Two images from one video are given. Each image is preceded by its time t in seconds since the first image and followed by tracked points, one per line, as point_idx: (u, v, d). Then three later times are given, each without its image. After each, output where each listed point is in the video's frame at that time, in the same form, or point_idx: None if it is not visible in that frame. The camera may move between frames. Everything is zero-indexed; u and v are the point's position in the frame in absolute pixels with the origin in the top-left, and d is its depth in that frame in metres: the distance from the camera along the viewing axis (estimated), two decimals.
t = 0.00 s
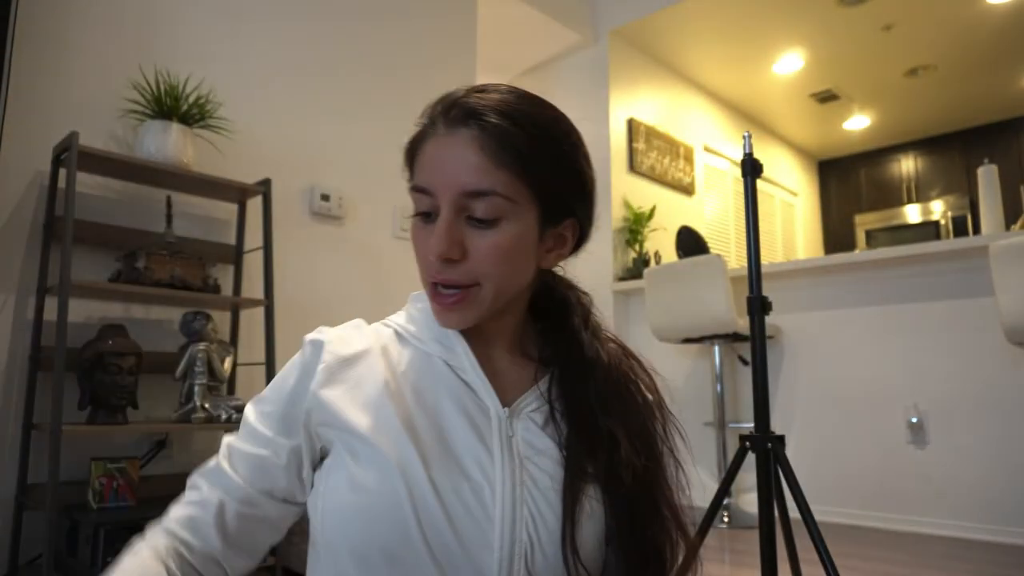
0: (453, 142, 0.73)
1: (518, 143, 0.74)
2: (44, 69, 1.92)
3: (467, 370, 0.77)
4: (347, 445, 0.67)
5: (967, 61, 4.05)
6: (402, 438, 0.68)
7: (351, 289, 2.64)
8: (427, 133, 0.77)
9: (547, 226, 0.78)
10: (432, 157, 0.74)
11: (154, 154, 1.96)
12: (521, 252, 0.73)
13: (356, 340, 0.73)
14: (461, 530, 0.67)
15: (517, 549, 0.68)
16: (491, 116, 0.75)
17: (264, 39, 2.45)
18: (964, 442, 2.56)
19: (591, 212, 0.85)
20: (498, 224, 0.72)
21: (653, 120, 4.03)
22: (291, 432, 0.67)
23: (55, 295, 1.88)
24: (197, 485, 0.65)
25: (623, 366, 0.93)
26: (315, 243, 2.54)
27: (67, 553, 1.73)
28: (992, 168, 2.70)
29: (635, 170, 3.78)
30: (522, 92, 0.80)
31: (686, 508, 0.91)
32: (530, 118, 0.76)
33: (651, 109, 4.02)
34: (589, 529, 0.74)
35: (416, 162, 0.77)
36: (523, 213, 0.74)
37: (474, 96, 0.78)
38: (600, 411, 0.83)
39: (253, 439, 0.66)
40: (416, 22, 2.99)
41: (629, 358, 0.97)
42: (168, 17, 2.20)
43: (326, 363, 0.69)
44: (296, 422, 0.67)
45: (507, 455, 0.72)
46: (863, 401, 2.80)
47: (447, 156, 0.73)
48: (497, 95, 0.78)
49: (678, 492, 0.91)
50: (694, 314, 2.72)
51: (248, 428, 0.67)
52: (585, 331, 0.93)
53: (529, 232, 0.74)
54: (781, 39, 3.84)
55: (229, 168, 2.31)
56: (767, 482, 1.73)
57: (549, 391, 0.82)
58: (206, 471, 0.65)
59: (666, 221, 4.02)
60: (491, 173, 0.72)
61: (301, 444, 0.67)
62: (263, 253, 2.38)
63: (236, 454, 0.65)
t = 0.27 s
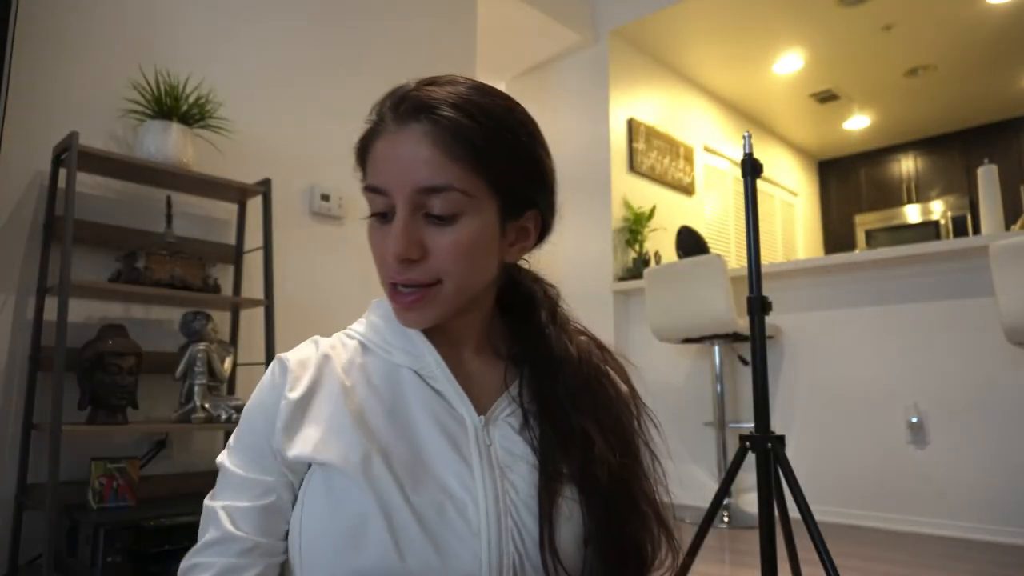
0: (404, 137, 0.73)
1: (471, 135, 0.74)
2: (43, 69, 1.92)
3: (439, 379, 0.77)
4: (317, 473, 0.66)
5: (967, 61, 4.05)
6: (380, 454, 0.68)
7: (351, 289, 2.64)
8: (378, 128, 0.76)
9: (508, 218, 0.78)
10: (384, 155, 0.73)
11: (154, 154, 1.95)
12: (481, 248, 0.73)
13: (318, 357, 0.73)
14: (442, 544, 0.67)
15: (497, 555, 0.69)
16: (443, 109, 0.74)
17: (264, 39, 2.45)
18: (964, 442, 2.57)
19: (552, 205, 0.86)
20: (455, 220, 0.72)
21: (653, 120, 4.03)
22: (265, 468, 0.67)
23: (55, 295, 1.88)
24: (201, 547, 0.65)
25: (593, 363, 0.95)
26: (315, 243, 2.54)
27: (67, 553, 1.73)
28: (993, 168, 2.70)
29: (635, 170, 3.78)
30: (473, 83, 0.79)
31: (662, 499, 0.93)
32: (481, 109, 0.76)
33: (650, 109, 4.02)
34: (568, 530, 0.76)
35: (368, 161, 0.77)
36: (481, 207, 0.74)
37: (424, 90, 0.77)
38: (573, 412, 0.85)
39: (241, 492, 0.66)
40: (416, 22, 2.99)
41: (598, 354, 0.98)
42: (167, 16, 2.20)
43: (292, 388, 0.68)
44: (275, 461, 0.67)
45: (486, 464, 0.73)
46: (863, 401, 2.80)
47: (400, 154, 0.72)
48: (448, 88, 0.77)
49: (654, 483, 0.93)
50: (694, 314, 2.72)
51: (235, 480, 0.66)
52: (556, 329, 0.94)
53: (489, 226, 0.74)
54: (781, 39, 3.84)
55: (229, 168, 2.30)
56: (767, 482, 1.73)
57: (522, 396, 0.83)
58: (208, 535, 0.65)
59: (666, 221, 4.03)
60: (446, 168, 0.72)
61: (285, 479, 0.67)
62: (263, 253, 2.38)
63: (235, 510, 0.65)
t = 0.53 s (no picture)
0: (382, 132, 0.72)
1: (450, 128, 0.73)
2: (43, 69, 1.92)
3: (431, 388, 0.77)
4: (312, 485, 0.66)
5: (967, 61, 4.04)
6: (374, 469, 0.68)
7: (350, 289, 2.63)
8: (355, 123, 0.76)
9: (495, 211, 0.78)
10: (361, 151, 0.73)
11: (154, 154, 1.96)
12: (467, 246, 0.73)
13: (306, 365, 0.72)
14: (441, 558, 0.67)
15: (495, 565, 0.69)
16: (422, 102, 0.74)
17: (264, 39, 2.45)
18: (964, 443, 2.56)
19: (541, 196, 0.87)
20: (438, 218, 0.72)
21: (653, 120, 4.03)
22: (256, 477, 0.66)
23: (55, 295, 1.88)
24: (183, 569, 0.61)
25: (583, 363, 0.95)
26: (315, 243, 2.54)
27: (66, 553, 1.73)
28: (993, 168, 2.70)
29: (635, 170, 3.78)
30: (451, 72, 0.79)
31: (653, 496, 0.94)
32: (460, 100, 0.76)
33: (651, 109, 4.02)
34: (561, 539, 0.76)
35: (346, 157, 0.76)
36: (466, 203, 0.74)
37: (402, 82, 0.76)
38: (566, 417, 0.85)
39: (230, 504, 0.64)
40: (416, 22, 2.99)
41: (587, 353, 0.99)
42: (167, 17, 2.20)
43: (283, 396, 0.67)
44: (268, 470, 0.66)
45: (483, 477, 0.73)
46: (863, 401, 2.80)
47: (379, 149, 0.72)
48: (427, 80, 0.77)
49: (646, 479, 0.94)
50: (694, 314, 2.72)
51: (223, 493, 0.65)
52: (546, 331, 0.94)
53: (473, 222, 0.74)
54: (781, 39, 3.84)
55: (229, 168, 2.30)
56: (767, 481, 1.73)
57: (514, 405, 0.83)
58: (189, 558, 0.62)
59: (666, 221, 4.03)
60: (426, 164, 0.71)
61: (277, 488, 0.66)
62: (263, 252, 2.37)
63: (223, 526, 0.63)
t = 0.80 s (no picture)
0: (409, 132, 0.71)
1: (479, 129, 0.73)
2: (43, 69, 1.92)
3: (435, 390, 0.77)
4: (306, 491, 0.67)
5: (967, 61, 4.04)
6: (373, 476, 0.68)
7: (350, 289, 2.64)
8: (377, 121, 0.75)
9: (517, 213, 0.78)
10: (385, 150, 0.72)
11: (154, 154, 1.96)
12: (492, 249, 0.73)
13: (308, 368, 0.72)
14: (439, 566, 0.67)
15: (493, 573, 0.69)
16: (451, 103, 0.73)
17: (264, 39, 2.45)
18: (963, 442, 2.56)
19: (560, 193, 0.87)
20: (465, 221, 0.72)
21: (653, 120, 4.03)
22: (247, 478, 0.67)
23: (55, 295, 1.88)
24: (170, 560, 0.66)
25: (587, 362, 0.95)
26: (315, 243, 2.54)
27: (66, 553, 1.73)
28: (993, 168, 2.70)
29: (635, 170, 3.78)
30: (475, 70, 0.78)
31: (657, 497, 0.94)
32: (488, 100, 0.76)
33: (651, 109, 4.02)
34: (560, 544, 0.76)
35: (366, 155, 0.75)
36: (492, 206, 0.74)
37: (425, 80, 0.76)
38: (568, 420, 0.85)
39: (214, 506, 0.67)
40: (416, 22, 2.99)
41: (590, 353, 0.98)
42: (167, 17, 2.20)
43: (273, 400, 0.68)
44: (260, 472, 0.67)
45: (484, 483, 0.73)
46: (863, 401, 2.80)
47: (406, 150, 0.71)
48: (450, 78, 0.76)
49: (650, 480, 0.94)
50: (694, 314, 2.72)
51: (211, 494, 0.67)
52: (551, 330, 0.94)
53: (498, 225, 0.74)
54: (781, 39, 3.84)
55: (229, 168, 2.30)
56: (767, 481, 1.73)
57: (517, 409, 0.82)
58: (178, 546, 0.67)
59: (666, 221, 4.03)
60: (453, 167, 0.71)
61: (268, 492, 0.67)
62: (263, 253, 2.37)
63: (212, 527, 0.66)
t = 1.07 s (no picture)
0: (425, 135, 0.71)
1: (496, 128, 0.73)
2: (43, 69, 1.92)
3: (452, 392, 0.77)
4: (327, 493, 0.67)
5: (967, 61, 4.04)
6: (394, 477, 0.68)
7: (350, 289, 2.64)
8: (390, 123, 0.74)
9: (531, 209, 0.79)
10: (402, 152, 0.71)
11: (154, 154, 1.95)
12: (511, 247, 0.74)
13: (324, 371, 0.71)
14: (462, 568, 0.67)
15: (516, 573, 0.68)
16: (467, 103, 0.73)
17: (264, 39, 2.45)
18: (963, 442, 2.56)
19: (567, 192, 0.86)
20: (486, 220, 0.72)
21: (653, 120, 4.03)
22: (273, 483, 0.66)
23: (55, 295, 1.88)
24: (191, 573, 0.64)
25: (594, 360, 0.95)
26: (315, 243, 2.54)
27: (66, 553, 1.73)
28: (993, 168, 2.69)
29: (635, 170, 3.78)
30: (485, 69, 0.78)
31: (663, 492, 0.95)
32: (501, 99, 0.76)
33: (651, 109, 4.02)
34: (577, 540, 0.76)
35: (380, 158, 0.74)
36: (510, 204, 0.74)
37: (436, 80, 0.75)
38: (580, 419, 0.85)
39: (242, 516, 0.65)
40: (416, 22, 2.99)
41: (597, 351, 0.98)
42: (167, 17, 2.20)
43: (296, 405, 0.67)
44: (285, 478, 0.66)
45: (505, 483, 0.73)
46: (863, 401, 2.80)
47: (424, 152, 0.71)
48: (460, 77, 0.76)
49: (656, 475, 0.94)
50: (694, 314, 2.72)
51: (235, 502, 0.65)
52: (558, 329, 0.94)
53: (517, 223, 0.74)
54: (781, 39, 3.84)
55: (229, 168, 2.30)
56: (767, 481, 1.73)
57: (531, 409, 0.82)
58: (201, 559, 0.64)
59: (666, 221, 4.03)
60: (473, 165, 0.71)
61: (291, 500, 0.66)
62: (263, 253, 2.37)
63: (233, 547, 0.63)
